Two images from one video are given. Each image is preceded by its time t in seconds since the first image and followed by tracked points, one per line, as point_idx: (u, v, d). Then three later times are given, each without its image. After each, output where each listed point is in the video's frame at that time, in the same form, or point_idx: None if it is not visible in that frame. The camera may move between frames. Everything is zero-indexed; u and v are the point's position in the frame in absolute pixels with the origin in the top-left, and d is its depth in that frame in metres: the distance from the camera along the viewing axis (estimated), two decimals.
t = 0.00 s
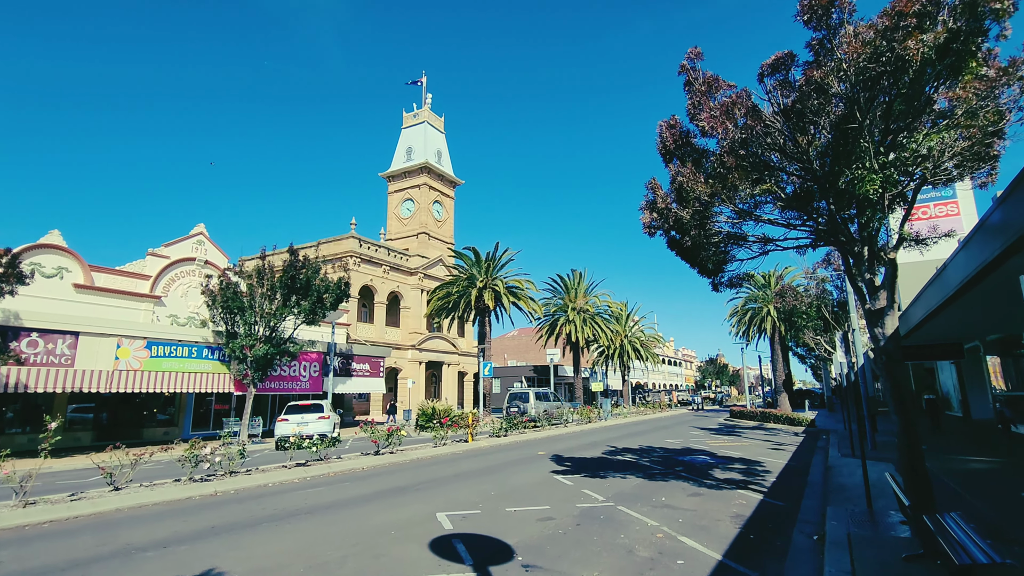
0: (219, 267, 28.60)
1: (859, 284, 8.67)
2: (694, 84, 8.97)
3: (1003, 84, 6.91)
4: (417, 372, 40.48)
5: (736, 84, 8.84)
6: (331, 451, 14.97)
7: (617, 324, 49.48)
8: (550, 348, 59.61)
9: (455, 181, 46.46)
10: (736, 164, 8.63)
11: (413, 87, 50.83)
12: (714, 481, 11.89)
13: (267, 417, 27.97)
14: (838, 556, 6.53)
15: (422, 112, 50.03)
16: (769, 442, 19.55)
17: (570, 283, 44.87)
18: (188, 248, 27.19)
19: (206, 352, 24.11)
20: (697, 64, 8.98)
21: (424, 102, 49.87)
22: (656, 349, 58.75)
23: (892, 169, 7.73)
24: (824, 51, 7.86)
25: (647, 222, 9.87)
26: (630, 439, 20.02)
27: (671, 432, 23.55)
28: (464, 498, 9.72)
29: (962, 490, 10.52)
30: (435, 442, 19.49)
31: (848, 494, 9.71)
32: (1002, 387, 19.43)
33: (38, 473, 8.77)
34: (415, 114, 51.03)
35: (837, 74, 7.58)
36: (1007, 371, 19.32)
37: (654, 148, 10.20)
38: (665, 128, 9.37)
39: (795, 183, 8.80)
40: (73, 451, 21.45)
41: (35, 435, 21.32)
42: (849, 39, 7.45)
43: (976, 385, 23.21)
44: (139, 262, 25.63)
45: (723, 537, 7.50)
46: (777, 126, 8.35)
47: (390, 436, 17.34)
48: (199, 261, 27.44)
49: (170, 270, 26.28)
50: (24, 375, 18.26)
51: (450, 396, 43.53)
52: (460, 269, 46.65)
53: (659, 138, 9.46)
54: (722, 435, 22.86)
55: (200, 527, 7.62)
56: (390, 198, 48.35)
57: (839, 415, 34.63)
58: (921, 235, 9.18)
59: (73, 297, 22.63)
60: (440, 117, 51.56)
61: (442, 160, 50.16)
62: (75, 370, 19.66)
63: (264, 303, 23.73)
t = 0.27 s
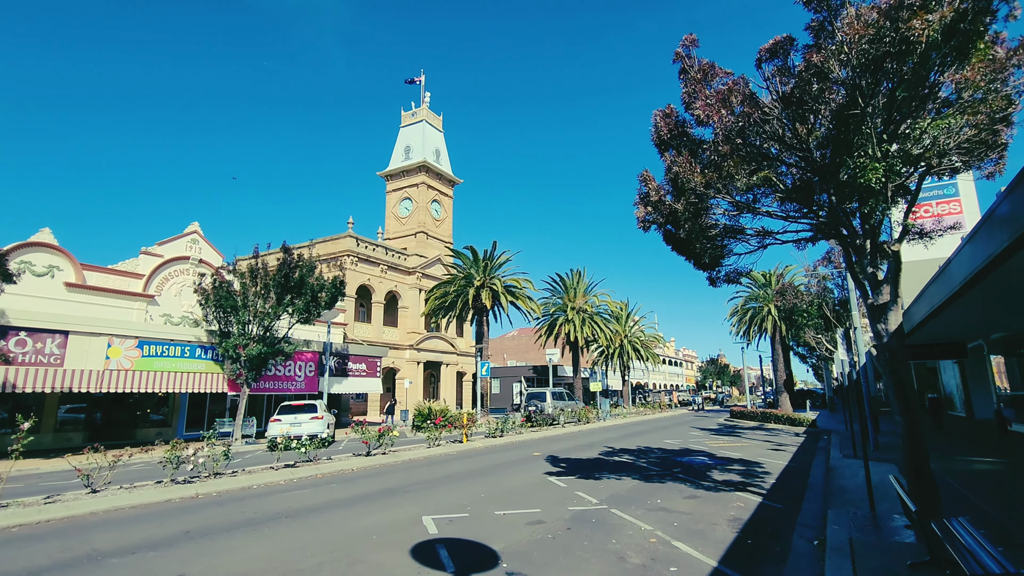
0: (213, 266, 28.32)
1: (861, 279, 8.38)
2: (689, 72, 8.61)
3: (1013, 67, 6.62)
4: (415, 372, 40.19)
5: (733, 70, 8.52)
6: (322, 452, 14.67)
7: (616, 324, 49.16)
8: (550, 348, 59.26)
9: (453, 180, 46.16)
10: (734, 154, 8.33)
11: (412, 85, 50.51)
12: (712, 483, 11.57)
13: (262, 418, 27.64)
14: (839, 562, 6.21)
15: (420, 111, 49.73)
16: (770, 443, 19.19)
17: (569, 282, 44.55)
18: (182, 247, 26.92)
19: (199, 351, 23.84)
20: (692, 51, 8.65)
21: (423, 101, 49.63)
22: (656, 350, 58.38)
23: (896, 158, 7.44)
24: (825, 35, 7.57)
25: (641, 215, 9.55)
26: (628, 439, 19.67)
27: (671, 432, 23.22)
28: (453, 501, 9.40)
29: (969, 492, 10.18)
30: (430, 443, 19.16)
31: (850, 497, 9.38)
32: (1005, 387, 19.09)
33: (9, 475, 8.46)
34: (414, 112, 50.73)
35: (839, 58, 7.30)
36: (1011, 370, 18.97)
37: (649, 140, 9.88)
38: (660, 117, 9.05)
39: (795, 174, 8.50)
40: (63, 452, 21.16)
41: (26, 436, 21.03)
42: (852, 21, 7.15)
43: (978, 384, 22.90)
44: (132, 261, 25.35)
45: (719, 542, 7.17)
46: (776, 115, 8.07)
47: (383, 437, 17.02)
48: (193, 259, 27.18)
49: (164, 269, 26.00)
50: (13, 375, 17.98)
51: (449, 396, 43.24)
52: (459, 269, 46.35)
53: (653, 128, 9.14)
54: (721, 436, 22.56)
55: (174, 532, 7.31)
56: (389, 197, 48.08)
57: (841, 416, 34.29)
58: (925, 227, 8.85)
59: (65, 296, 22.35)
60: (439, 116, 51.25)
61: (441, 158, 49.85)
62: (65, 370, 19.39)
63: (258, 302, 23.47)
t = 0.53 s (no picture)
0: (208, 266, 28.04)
1: (865, 276, 8.05)
2: (686, 62, 8.26)
3: None
4: (413, 373, 39.85)
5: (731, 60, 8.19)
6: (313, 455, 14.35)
7: (616, 324, 48.79)
8: (550, 349, 58.86)
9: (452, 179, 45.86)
10: (732, 145, 8.00)
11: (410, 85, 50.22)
12: (711, 487, 11.22)
13: (256, 420, 27.28)
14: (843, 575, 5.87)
15: (419, 110, 49.44)
16: (771, 445, 18.82)
17: (569, 282, 44.19)
18: (177, 246, 26.65)
19: (192, 352, 23.55)
20: (689, 40, 8.32)
21: (421, 100, 49.34)
22: (657, 350, 57.99)
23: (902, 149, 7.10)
24: (827, 20, 7.24)
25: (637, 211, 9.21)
26: (628, 441, 19.27)
27: (671, 434, 22.86)
28: (442, 506, 9.05)
29: (977, 498, 9.82)
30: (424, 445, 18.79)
31: (854, 503, 9.04)
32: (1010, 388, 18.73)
33: None
34: (412, 112, 50.45)
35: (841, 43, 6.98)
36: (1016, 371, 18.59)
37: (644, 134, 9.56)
38: (656, 109, 8.72)
39: (796, 167, 8.17)
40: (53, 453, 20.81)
41: (17, 438, 20.74)
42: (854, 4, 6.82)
43: (981, 385, 22.53)
44: (125, 261, 25.07)
45: (717, 552, 6.83)
46: (777, 104, 7.74)
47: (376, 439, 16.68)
48: (188, 259, 26.90)
49: (157, 269, 25.72)
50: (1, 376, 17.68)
51: (448, 397, 42.92)
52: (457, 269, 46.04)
53: (649, 121, 8.82)
54: (722, 437, 22.20)
55: (146, 541, 6.99)
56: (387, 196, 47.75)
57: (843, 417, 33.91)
58: (931, 222, 8.50)
59: (56, 296, 22.06)
60: (438, 115, 50.95)
61: (439, 158, 49.56)
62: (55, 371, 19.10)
63: (252, 302, 23.17)
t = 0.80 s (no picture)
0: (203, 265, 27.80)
1: (870, 270, 7.71)
2: (682, 47, 7.92)
3: None
4: (412, 373, 39.52)
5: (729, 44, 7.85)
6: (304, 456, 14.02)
7: (616, 324, 48.39)
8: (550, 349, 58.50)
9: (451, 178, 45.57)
10: (730, 134, 7.66)
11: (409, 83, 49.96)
12: (710, 490, 10.88)
13: (251, 421, 26.96)
14: None
15: (418, 108, 49.18)
16: (773, 446, 18.47)
17: (569, 282, 43.82)
18: (171, 245, 26.42)
19: (186, 352, 23.26)
20: (685, 24, 7.99)
21: (420, 99, 49.07)
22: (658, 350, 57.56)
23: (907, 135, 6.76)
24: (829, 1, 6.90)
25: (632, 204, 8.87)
26: (626, 442, 18.92)
27: (671, 434, 22.51)
28: (430, 509, 8.72)
29: (986, 501, 9.45)
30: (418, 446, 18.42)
31: (858, 507, 8.69)
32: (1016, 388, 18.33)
33: None
34: (411, 110, 50.20)
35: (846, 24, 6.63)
36: None
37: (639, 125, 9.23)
38: (651, 98, 8.39)
39: (797, 156, 7.84)
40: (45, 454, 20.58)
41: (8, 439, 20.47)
42: None
43: (987, 385, 22.14)
44: (119, 259, 24.82)
45: (714, 558, 6.49)
46: (777, 91, 7.42)
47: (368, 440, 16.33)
48: (183, 258, 26.68)
49: (152, 268, 25.48)
50: None
51: (447, 398, 42.59)
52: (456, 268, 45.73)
53: (643, 111, 8.48)
54: (723, 438, 21.84)
55: (117, 546, 6.69)
56: (386, 195, 47.46)
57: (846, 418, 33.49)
58: (938, 214, 8.14)
59: (48, 295, 21.79)
60: (437, 114, 50.67)
61: (438, 157, 49.27)
62: (44, 371, 18.82)
63: (246, 301, 22.89)
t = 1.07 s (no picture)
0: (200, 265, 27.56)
1: (877, 267, 7.38)
2: (679, 35, 7.57)
3: None
4: (412, 375, 39.19)
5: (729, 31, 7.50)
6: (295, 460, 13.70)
7: (618, 325, 48.01)
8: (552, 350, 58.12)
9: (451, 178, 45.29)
10: (730, 126, 7.33)
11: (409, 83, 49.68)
12: (711, 496, 10.52)
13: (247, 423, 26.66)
14: None
15: (418, 108, 48.92)
16: (777, 449, 18.06)
17: (570, 282, 43.45)
18: (167, 245, 26.19)
19: (181, 353, 22.99)
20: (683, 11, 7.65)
21: (420, 99, 48.80)
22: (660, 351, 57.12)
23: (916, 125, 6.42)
24: None
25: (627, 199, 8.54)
26: (625, 445, 18.55)
27: (673, 437, 22.13)
28: (417, 517, 8.40)
29: (998, 509, 9.09)
30: (413, 449, 18.08)
31: (864, 515, 8.33)
32: None
33: None
34: (411, 110, 49.95)
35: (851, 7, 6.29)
36: None
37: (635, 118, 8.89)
38: (648, 88, 8.05)
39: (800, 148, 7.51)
40: (39, 455, 20.38)
41: None
42: None
43: (994, 386, 21.71)
44: (115, 260, 24.59)
45: (712, 572, 6.16)
46: (778, 80, 7.09)
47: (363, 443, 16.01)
48: (179, 258, 26.45)
49: (147, 268, 25.24)
50: None
51: (447, 399, 42.26)
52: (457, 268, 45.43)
53: (639, 102, 8.15)
54: (726, 441, 21.45)
55: (85, 558, 6.39)
56: (386, 196, 47.21)
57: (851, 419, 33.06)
58: (948, 209, 7.78)
59: (42, 296, 21.54)
60: (437, 114, 50.39)
61: (438, 157, 48.99)
62: (35, 373, 18.55)
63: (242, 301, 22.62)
